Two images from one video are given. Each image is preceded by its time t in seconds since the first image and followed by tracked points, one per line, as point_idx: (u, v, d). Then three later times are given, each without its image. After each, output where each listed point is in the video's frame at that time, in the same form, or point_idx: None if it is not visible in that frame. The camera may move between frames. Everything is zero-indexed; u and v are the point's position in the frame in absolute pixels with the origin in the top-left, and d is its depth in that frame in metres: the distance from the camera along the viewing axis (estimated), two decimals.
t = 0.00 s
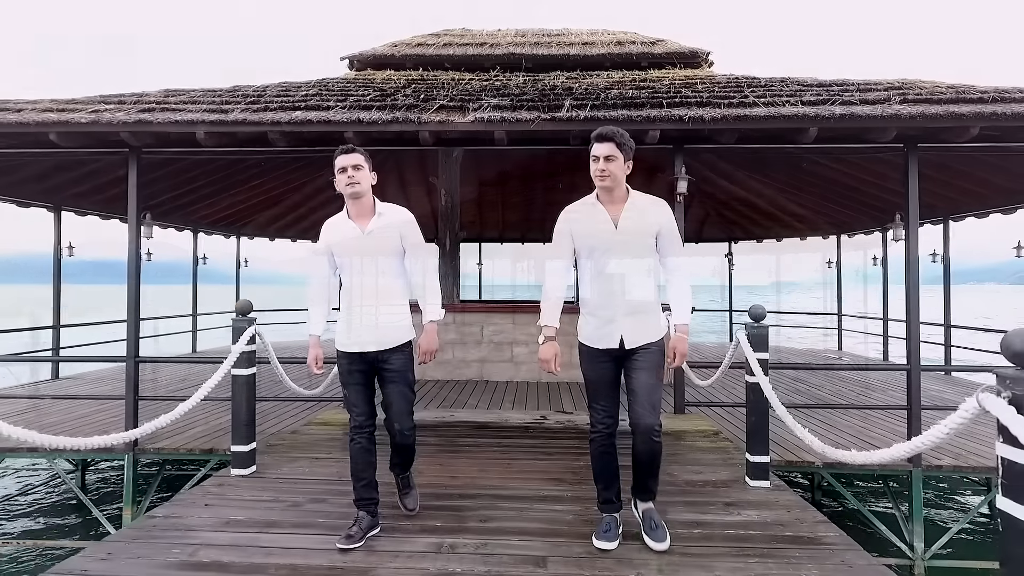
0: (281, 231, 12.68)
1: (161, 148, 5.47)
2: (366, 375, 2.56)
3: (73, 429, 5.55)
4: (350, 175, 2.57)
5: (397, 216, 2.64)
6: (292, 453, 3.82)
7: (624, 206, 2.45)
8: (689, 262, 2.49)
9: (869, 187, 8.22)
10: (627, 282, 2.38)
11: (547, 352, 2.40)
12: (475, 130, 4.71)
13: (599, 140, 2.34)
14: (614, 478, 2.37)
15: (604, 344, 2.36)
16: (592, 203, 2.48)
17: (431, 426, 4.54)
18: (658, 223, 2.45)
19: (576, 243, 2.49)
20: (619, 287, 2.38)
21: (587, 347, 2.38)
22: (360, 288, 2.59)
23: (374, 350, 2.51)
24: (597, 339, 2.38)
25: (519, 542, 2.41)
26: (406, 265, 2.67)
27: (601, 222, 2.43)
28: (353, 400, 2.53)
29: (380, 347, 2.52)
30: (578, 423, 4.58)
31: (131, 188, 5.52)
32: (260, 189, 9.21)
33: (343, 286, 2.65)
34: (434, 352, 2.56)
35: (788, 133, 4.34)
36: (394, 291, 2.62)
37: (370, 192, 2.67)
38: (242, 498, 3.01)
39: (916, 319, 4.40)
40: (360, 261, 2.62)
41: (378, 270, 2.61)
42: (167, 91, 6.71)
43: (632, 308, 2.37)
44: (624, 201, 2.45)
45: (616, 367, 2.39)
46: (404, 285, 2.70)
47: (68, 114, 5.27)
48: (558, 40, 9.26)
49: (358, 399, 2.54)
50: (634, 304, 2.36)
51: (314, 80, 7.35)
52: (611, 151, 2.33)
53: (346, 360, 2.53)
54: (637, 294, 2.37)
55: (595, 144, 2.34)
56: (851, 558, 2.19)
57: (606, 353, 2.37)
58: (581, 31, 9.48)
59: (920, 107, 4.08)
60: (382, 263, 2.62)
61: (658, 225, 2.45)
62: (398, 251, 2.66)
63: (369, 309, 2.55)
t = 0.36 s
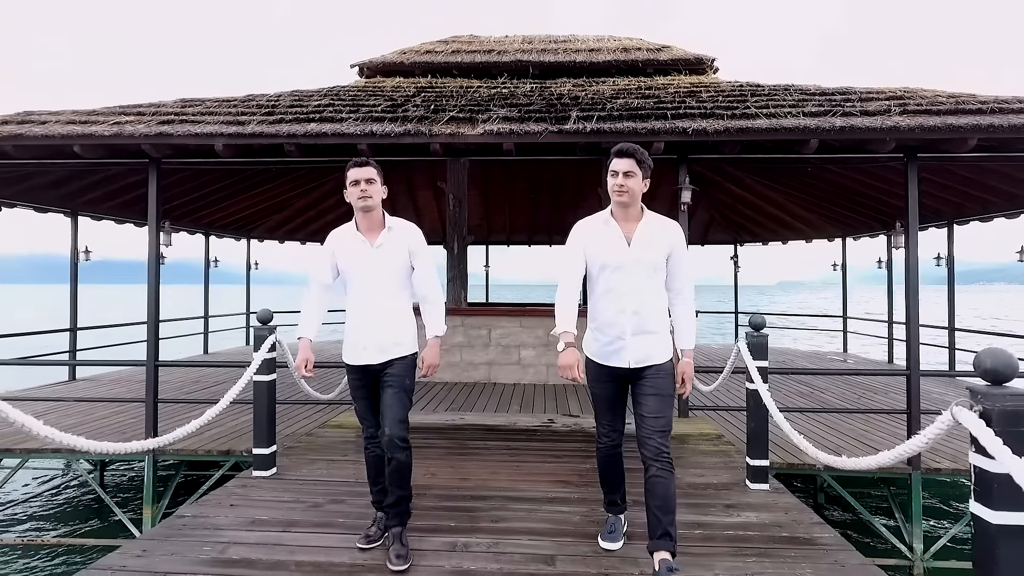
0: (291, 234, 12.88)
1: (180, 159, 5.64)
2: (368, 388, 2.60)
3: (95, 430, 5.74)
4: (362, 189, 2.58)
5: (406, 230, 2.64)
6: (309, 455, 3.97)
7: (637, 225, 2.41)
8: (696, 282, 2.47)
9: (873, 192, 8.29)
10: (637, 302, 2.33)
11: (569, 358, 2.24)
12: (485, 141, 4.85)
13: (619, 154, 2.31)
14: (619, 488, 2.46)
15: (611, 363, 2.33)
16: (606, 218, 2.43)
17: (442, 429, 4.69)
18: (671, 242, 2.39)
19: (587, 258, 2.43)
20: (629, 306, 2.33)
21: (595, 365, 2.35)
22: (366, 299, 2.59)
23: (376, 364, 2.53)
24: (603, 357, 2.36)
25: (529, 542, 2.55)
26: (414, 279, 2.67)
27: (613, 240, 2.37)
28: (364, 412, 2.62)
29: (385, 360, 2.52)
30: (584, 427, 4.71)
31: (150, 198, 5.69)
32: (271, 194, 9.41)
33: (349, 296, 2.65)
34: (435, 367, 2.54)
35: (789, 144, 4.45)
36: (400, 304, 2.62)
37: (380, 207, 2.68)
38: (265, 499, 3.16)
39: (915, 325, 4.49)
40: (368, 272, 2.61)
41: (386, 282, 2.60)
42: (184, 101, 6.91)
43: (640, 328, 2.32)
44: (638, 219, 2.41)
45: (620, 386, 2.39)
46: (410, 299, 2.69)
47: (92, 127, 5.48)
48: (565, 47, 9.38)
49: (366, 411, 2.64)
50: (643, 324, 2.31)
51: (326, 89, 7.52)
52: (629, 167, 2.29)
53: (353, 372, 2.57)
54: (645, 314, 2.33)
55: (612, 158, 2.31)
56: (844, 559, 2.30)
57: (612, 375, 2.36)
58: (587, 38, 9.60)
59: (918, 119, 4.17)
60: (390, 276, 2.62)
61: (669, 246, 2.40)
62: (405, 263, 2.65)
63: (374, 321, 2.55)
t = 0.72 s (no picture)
0: (299, 236, 13.08)
1: (195, 167, 5.82)
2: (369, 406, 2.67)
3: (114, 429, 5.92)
4: (378, 204, 2.61)
5: (416, 248, 2.68)
6: (324, 453, 4.14)
7: (655, 232, 2.48)
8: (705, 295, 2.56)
9: (874, 195, 8.40)
10: (649, 311, 2.40)
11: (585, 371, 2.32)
12: (491, 150, 5.00)
13: (638, 162, 2.38)
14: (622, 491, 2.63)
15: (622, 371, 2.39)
16: (623, 226, 2.49)
17: (450, 428, 4.84)
18: (684, 255, 2.47)
19: (603, 266, 2.50)
20: (641, 315, 2.40)
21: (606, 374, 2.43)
22: (371, 312, 2.60)
23: (378, 382, 2.55)
24: (613, 365, 2.44)
25: (536, 534, 2.70)
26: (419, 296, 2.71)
27: (629, 249, 2.44)
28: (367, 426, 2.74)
29: (385, 377, 2.54)
30: (588, 426, 4.86)
31: (167, 204, 5.87)
32: (280, 196, 9.58)
33: (353, 307, 2.64)
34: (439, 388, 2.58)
35: (787, 152, 4.59)
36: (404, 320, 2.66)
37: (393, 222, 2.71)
38: (284, 494, 3.33)
39: (909, 326, 4.61)
40: (374, 285, 2.62)
41: (391, 298, 2.61)
42: (198, 109, 7.10)
43: (651, 338, 2.38)
44: (655, 226, 2.48)
45: (630, 399, 2.48)
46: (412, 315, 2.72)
47: (112, 136, 5.67)
48: (569, 52, 9.51)
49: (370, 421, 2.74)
50: (655, 333, 2.38)
51: (335, 96, 7.69)
52: (648, 175, 2.36)
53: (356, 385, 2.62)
54: (656, 324, 2.40)
55: (631, 166, 2.37)
56: (832, 551, 2.44)
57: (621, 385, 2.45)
58: (591, 43, 9.74)
59: (912, 128, 4.30)
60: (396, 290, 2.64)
61: (684, 256, 2.46)
62: (412, 279, 2.68)
63: (379, 334, 2.56)
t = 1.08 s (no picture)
0: (308, 238, 13.30)
1: (211, 173, 6.02)
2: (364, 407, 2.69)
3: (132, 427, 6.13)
4: (387, 205, 2.66)
5: (420, 251, 2.72)
6: (337, 450, 4.31)
7: (662, 233, 2.43)
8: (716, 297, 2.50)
9: (877, 197, 8.48)
10: (656, 314, 2.37)
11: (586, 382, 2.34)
12: (497, 157, 5.15)
13: (645, 163, 2.34)
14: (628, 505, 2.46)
15: (631, 373, 2.34)
16: (629, 227, 2.45)
17: (457, 427, 4.99)
18: (690, 257, 2.44)
19: (608, 267, 2.45)
20: (648, 317, 2.36)
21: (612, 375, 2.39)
22: (372, 313, 2.65)
23: (375, 383, 2.60)
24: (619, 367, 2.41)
25: (538, 526, 2.85)
26: (421, 298, 2.75)
27: (635, 250, 2.40)
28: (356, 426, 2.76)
29: (382, 377, 2.58)
30: (592, 425, 5.00)
31: (184, 210, 6.08)
32: (291, 199, 9.79)
33: (356, 309, 2.70)
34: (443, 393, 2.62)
35: (785, 159, 4.71)
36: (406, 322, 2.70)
37: (400, 224, 2.75)
38: (299, 488, 3.50)
39: (906, 327, 4.71)
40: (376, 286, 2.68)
41: (392, 300, 2.66)
42: (213, 116, 7.31)
43: (658, 340, 2.35)
44: (662, 228, 2.43)
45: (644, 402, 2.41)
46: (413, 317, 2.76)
47: (132, 144, 5.88)
48: (575, 57, 9.64)
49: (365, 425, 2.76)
50: (662, 336, 2.35)
51: (345, 102, 7.87)
52: (654, 175, 2.33)
53: (352, 382, 2.65)
54: (664, 327, 2.37)
55: (637, 167, 2.35)
56: (820, 543, 2.57)
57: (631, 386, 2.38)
58: (596, 48, 9.87)
59: (907, 135, 4.41)
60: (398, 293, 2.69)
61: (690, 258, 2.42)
62: (414, 281, 2.73)
63: (380, 335, 2.60)
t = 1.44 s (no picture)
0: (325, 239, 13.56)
1: (233, 179, 6.24)
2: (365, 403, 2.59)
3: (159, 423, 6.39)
4: (389, 205, 2.63)
5: (425, 249, 2.63)
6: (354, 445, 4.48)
7: (666, 239, 2.34)
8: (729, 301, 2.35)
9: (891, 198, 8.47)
10: (665, 320, 2.25)
11: (588, 386, 2.36)
12: (509, 162, 5.29)
13: (645, 170, 2.26)
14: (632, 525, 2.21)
15: (641, 378, 2.24)
16: (632, 233, 2.36)
17: (470, 425, 5.14)
18: (698, 259, 2.31)
19: (613, 272, 2.37)
20: (657, 323, 2.25)
21: (620, 378, 2.28)
22: (376, 315, 2.60)
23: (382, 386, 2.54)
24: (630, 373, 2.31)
25: (546, 518, 2.98)
26: (426, 297, 2.66)
27: (640, 256, 2.30)
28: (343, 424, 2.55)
29: (390, 380, 2.53)
30: (601, 424, 5.12)
31: (208, 214, 6.32)
32: (309, 202, 10.04)
33: (362, 311, 2.67)
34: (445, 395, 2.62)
35: (792, 163, 4.79)
36: (411, 323, 2.63)
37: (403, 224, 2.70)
38: (319, 481, 3.67)
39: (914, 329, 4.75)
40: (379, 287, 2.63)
41: (397, 301, 2.60)
42: (234, 123, 7.55)
43: (669, 346, 2.25)
44: (665, 233, 2.34)
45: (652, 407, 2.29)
46: (419, 318, 2.69)
47: (158, 151, 6.12)
48: (587, 60, 9.74)
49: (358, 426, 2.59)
50: (673, 342, 2.23)
51: (361, 107, 8.07)
52: (655, 181, 2.25)
53: (353, 383, 2.58)
54: (675, 333, 2.25)
55: (636, 174, 2.28)
56: (818, 537, 2.67)
57: (642, 388, 2.27)
58: (609, 51, 9.97)
59: (913, 140, 4.47)
60: (402, 293, 2.63)
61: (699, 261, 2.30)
62: (419, 280, 2.64)
63: (384, 337, 2.55)
